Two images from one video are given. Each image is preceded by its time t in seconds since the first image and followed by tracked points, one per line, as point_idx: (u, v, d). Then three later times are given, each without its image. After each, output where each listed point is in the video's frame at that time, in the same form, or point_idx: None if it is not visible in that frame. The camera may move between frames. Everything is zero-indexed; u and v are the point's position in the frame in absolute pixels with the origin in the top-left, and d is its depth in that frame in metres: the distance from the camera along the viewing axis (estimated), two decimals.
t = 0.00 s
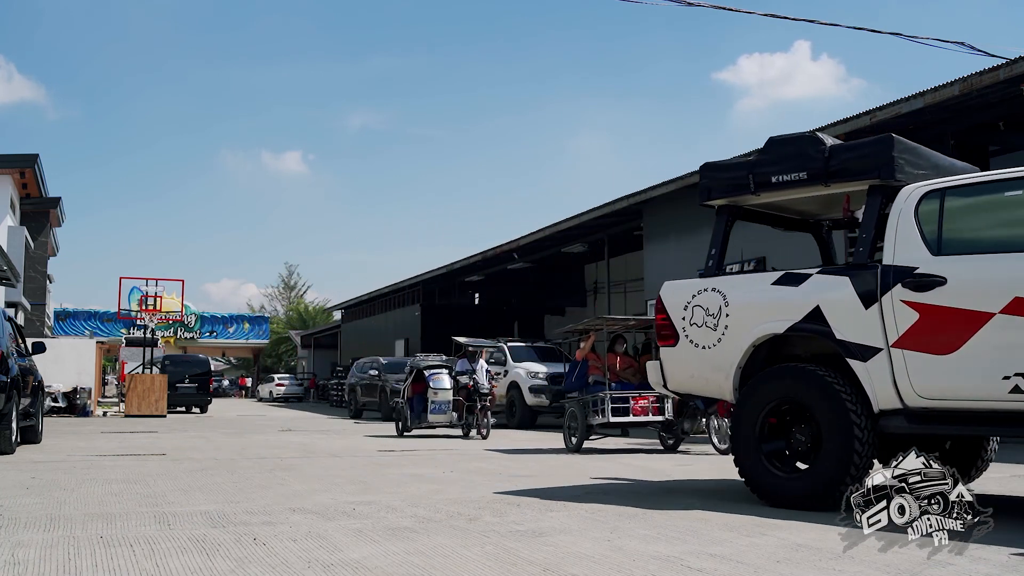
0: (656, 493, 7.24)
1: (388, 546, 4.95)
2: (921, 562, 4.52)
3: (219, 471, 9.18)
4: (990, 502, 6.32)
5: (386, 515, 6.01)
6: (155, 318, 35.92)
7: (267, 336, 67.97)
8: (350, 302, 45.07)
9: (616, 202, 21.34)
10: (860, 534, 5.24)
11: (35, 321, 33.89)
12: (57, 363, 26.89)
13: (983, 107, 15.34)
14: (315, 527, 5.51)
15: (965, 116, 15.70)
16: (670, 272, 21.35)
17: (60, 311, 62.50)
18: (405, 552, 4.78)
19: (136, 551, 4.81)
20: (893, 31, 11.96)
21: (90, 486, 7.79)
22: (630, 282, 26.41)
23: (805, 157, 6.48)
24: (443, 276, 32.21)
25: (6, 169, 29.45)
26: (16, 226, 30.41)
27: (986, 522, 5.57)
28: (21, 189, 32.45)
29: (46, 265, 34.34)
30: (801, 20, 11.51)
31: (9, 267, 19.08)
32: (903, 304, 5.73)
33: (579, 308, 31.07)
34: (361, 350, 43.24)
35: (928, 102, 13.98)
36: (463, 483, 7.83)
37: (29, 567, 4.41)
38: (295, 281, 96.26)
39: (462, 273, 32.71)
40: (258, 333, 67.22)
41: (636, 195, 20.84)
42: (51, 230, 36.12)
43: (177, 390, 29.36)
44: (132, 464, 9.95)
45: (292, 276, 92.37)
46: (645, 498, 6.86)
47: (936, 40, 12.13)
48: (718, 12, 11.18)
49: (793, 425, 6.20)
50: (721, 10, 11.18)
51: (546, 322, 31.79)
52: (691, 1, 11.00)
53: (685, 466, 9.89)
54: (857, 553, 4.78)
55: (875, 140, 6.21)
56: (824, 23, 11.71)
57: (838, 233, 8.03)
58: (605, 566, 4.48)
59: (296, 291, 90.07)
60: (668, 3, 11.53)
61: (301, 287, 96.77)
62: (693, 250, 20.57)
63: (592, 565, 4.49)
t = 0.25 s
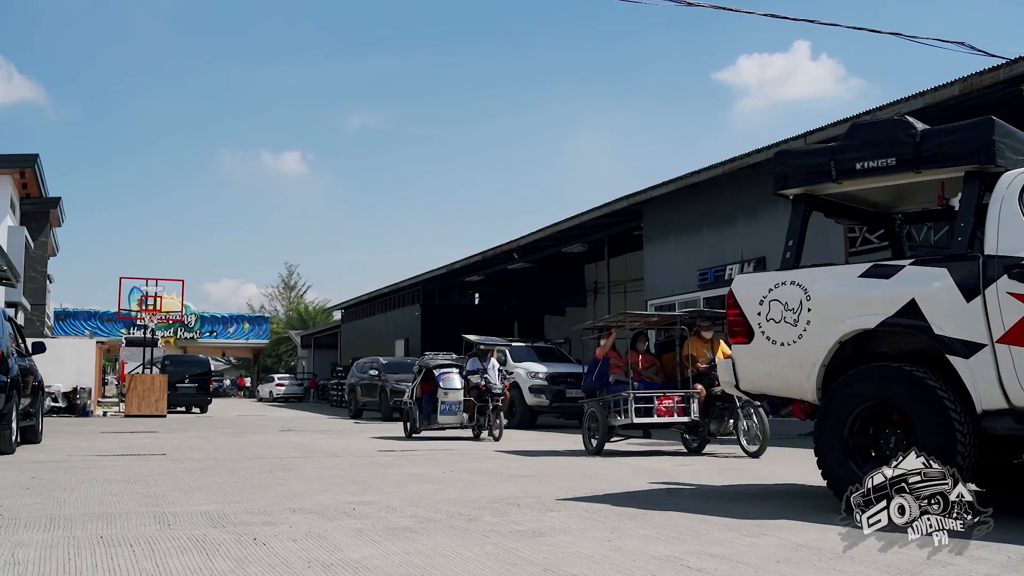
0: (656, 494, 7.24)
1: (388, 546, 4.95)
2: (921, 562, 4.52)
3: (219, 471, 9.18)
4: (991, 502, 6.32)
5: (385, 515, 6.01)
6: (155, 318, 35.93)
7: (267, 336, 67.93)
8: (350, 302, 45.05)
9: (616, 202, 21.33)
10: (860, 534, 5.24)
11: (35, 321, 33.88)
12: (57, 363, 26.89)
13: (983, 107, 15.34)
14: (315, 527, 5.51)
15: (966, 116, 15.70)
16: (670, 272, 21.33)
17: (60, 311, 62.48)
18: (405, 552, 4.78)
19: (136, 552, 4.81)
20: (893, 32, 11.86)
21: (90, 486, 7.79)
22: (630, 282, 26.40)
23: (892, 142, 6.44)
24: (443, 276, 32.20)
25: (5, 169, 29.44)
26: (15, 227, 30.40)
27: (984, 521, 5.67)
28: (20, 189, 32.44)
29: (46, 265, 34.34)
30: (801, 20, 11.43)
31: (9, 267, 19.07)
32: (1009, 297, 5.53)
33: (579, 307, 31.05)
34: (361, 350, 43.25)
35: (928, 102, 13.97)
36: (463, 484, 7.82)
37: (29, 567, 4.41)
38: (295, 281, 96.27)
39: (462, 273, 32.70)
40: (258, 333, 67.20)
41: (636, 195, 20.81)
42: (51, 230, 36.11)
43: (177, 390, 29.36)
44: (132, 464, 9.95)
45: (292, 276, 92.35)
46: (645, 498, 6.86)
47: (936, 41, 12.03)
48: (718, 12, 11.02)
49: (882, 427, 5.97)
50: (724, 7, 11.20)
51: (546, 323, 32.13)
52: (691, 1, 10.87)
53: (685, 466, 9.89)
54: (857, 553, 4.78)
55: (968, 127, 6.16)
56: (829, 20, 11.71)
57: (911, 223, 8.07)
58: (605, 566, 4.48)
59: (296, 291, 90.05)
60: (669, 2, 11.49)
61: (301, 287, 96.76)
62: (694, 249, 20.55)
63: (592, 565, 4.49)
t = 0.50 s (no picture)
0: (657, 494, 7.24)
1: (388, 546, 4.96)
2: (921, 562, 4.52)
3: (219, 471, 9.19)
4: (991, 501, 6.32)
5: (385, 515, 6.01)
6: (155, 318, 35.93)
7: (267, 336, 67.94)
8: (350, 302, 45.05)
9: (616, 202, 21.31)
10: (860, 534, 5.24)
11: (35, 321, 33.87)
12: (57, 363, 26.89)
13: (982, 107, 15.34)
14: (315, 527, 5.51)
15: (965, 116, 15.70)
16: (670, 272, 21.33)
17: (60, 311, 62.46)
18: (405, 552, 4.78)
19: (136, 552, 4.81)
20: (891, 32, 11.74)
21: (90, 486, 7.79)
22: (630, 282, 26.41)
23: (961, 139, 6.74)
24: (443, 276, 32.20)
25: (6, 169, 29.44)
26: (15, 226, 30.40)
27: (985, 522, 5.55)
28: (20, 189, 32.45)
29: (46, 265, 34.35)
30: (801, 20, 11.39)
31: (9, 267, 19.07)
32: None
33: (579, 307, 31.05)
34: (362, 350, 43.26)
35: (928, 102, 13.96)
36: (463, 484, 7.83)
37: (29, 567, 4.41)
38: (295, 281, 96.27)
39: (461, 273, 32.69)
40: (258, 333, 67.18)
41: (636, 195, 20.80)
42: (51, 230, 36.11)
43: (177, 390, 29.36)
44: (132, 464, 9.95)
45: (292, 276, 92.33)
46: (645, 498, 6.86)
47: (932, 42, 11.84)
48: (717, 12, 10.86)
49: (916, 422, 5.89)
50: (721, 9, 12.71)
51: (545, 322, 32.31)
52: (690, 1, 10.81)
53: (685, 466, 9.89)
54: (857, 553, 4.78)
55: None
56: (823, 24, 13.25)
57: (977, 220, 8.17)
58: (605, 566, 4.48)
59: (296, 291, 90.05)
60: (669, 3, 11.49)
61: (302, 287, 96.76)
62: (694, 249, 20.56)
63: (592, 565, 4.49)
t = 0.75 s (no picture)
0: (657, 494, 7.24)
1: (388, 546, 4.95)
2: (921, 563, 4.52)
3: (219, 471, 9.18)
4: (991, 502, 6.32)
5: (385, 515, 6.01)
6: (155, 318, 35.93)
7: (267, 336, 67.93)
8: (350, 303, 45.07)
9: (616, 202, 21.31)
10: (860, 534, 5.24)
11: (35, 321, 33.86)
12: (57, 363, 26.89)
13: (982, 107, 15.35)
14: (315, 527, 5.51)
15: (965, 115, 15.70)
16: (670, 272, 21.34)
17: (60, 311, 62.45)
18: (405, 552, 4.78)
19: (136, 552, 4.81)
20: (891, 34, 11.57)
21: (90, 485, 7.80)
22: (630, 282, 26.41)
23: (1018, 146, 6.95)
24: (443, 275, 32.19)
25: (6, 169, 29.44)
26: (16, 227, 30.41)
27: (985, 522, 5.55)
28: (20, 189, 32.46)
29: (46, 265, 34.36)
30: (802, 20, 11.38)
31: (9, 267, 19.06)
32: None
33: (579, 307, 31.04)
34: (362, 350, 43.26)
35: (928, 102, 13.95)
36: (463, 484, 7.82)
37: (29, 567, 4.41)
38: (295, 281, 96.28)
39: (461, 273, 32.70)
40: (258, 333, 67.16)
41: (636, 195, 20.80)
42: (51, 230, 36.11)
43: (177, 390, 29.35)
44: (132, 464, 9.95)
45: (292, 276, 92.31)
46: (645, 498, 6.86)
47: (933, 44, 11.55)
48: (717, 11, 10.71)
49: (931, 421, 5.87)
50: (721, 9, 12.47)
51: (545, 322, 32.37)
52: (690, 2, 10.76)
53: (685, 466, 9.89)
54: (857, 553, 4.78)
55: None
56: (823, 23, 12.96)
57: None
58: (605, 566, 4.48)
59: (296, 291, 90.06)
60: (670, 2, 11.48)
61: (301, 287, 96.72)
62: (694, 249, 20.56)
63: (592, 565, 4.50)
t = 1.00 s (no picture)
0: (656, 494, 7.24)
1: (388, 546, 4.96)
2: (921, 563, 4.52)
3: (219, 471, 9.19)
4: (991, 502, 6.32)
5: (385, 515, 6.01)
6: (155, 318, 35.91)
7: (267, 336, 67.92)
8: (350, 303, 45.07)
9: (616, 202, 21.32)
10: (860, 534, 5.24)
11: (34, 321, 33.86)
12: (57, 362, 26.89)
13: (982, 107, 15.35)
14: (315, 527, 5.51)
15: (964, 116, 15.70)
16: (670, 273, 21.33)
17: (60, 311, 62.43)
18: (406, 552, 4.78)
19: (136, 551, 4.81)
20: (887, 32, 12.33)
21: (90, 485, 7.80)
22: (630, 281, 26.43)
23: None
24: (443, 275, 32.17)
25: (6, 169, 29.44)
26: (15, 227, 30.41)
27: (985, 522, 5.55)
28: (21, 189, 32.46)
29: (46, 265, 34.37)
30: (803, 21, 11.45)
31: (9, 267, 19.05)
32: None
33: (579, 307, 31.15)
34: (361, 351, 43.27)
35: (928, 102, 13.95)
36: (462, 483, 7.82)
37: (29, 567, 4.41)
38: (295, 281, 96.32)
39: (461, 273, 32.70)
40: (258, 333, 67.17)
41: (636, 195, 20.78)
42: (51, 230, 36.11)
43: (177, 390, 29.34)
44: (133, 464, 9.96)
45: (292, 276, 92.29)
46: (645, 498, 6.86)
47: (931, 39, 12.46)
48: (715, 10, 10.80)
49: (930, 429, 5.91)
50: (721, 9, 12.45)
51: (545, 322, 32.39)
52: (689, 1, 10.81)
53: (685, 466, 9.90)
54: (857, 553, 4.78)
55: None
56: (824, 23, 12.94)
57: None
58: (605, 566, 4.48)
59: (296, 291, 90.07)
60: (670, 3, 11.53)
61: (301, 287, 96.63)
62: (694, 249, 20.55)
63: (592, 565, 4.49)
